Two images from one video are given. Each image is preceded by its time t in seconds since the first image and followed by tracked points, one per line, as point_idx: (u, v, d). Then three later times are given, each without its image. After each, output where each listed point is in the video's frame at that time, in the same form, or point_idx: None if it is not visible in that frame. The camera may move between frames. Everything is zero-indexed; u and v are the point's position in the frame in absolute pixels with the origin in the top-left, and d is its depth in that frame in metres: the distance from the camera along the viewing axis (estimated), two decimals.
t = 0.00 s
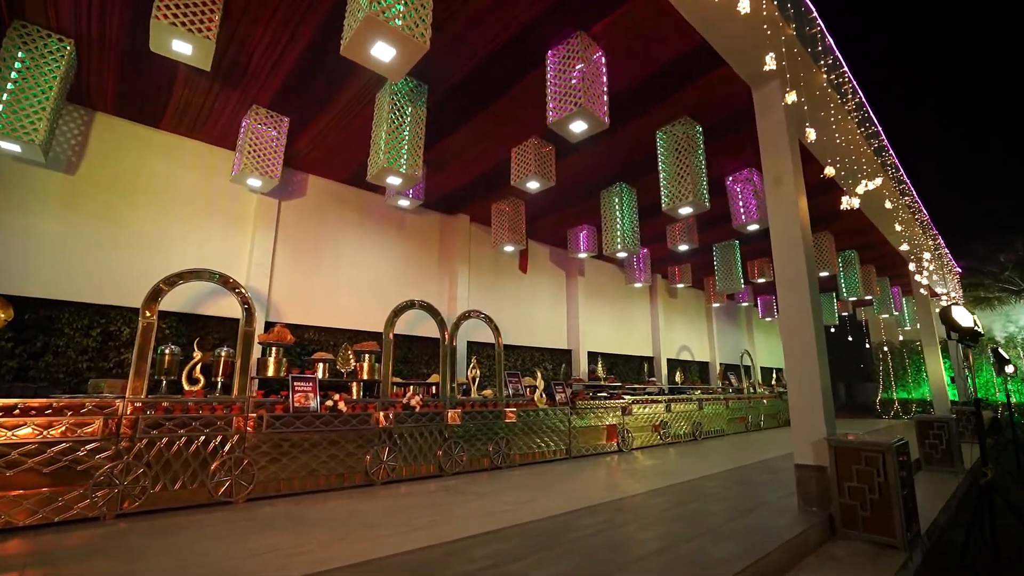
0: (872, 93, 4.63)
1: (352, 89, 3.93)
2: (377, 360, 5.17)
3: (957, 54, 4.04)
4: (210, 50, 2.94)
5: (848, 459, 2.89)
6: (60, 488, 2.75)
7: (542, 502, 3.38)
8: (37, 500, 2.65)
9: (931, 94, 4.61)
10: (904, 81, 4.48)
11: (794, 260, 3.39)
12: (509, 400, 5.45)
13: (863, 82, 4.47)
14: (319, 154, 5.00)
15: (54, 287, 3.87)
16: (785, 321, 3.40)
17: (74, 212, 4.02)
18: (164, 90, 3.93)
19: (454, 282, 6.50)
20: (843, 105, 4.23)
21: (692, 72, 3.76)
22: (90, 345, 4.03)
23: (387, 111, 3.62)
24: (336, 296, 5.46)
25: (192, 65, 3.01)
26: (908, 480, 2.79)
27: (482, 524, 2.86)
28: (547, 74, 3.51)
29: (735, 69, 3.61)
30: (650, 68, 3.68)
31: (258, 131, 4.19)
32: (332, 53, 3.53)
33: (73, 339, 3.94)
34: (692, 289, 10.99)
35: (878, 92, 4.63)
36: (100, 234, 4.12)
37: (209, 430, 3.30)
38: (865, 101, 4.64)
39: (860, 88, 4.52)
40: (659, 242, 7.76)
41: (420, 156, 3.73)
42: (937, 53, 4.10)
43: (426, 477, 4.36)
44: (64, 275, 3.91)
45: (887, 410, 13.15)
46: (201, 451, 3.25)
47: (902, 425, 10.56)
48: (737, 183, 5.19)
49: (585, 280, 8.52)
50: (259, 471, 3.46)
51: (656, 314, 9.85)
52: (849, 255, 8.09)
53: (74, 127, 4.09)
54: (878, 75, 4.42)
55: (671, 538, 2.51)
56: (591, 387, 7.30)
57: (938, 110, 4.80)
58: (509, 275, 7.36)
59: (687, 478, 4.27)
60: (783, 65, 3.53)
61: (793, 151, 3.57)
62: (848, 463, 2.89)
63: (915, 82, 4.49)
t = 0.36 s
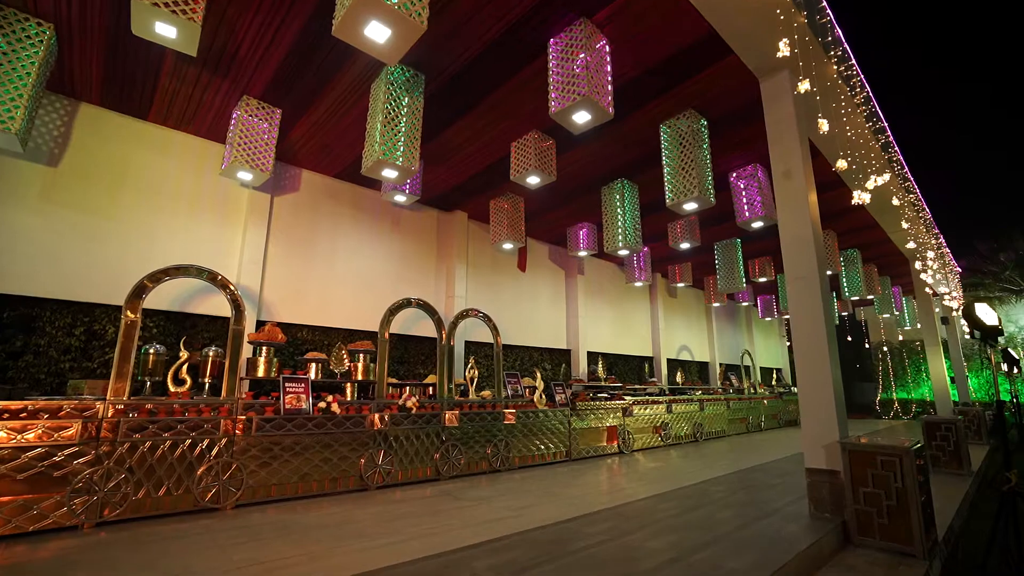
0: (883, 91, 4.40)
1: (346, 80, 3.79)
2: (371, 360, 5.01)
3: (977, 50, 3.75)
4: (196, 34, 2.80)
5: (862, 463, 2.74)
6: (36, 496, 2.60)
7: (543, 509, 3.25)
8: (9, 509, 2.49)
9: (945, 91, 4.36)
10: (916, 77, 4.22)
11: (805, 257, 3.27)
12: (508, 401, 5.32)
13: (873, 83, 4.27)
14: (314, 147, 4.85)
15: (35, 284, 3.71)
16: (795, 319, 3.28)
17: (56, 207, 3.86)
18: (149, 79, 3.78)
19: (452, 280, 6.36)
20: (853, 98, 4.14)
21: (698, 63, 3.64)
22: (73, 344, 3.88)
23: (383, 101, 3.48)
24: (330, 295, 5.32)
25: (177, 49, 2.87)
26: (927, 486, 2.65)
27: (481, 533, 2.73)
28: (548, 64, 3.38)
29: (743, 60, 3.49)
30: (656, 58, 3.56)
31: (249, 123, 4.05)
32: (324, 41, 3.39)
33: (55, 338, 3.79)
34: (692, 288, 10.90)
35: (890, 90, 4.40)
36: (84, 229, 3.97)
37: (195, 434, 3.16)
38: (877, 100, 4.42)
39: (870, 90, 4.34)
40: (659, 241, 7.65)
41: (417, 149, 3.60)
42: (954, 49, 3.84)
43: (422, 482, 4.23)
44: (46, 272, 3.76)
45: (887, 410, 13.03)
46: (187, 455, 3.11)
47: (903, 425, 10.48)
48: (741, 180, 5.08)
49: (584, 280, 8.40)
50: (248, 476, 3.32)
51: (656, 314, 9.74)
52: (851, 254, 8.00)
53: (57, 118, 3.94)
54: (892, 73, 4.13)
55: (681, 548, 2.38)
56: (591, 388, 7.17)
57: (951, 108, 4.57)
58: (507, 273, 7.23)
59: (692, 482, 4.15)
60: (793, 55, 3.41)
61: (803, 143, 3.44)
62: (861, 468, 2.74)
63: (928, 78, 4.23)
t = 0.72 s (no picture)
0: (886, 90, 4.34)
1: (337, 68, 3.64)
2: (363, 360, 4.85)
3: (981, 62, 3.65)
4: (177, 14, 2.65)
5: (876, 468, 2.63)
6: (2, 505, 2.43)
7: (542, 514, 3.12)
8: None
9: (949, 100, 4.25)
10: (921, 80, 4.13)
11: (813, 253, 3.15)
12: (504, 401, 5.19)
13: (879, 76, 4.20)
14: (305, 139, 4.69)
15: (8, 279, 3.52)
16: (803, 316, 3.17)
17: (32, 199, 3.68)
18: (131, 66, 3.62)
19: (447, 278, 6.22)
20: (861, 90, 4.09)
21: (702, 53, 3.52)
22: (51, 343, 3.71)
23: (375, 89, 3.34)
24: (321, 292, 5.17)
25: (157, 28, 2.71)
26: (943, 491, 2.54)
27: (477, 541, 2.59)
28: (548, 50, 3.24)
29: (750, 49, 3.38)
30: (659, 47, 3.44)
31: (236, 113, 3.89)
32: (314, 26, 3.24)
33: (31, 337, 3.62)
34: (690, 287, 10.82)
35: (892, 91, 4.34)
36: (62, 222, 3.79)
37: (176, 437, 3.00)
38: (880, 97, 4.37)
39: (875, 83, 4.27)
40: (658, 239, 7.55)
41: (411, 139, 3.46)
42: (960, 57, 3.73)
43: (416, 485, 4.09)
44: (21, 267, 3.58)
45: (883, 410, 12.82)
46: (167, 460, 2.96)
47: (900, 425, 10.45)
48: (743, 175, 4.98)
49: (582, 278, 8.29)
50: (232, 482, 3.16)
51: (654, 313, 9.64)
52: (851, 253, 7.94)
53: (34, 106, 3.76)
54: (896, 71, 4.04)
55: (689, 558, 2.26)
56: (589, 388, 7.05)
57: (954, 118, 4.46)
58: (504, 271, 7.10)
59: (694, 485, 4.03)
60: (802, 44, 3.30)
61: (811, 135, 3.33)
62: (876, 472, 2.63)
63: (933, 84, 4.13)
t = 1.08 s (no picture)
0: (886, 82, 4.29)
1: (322, 50, 3.47)
2: (348, 357, 4.66)
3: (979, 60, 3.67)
4: None
5: (880, 470, 2.54)
6: None
7: (535, 518, 2.98)
8: None
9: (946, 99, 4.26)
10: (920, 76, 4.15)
11: (817, 247, 3.06)
12: (494, 400, 5.06)
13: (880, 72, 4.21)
14: (288, 127, 4.50)
15: None
16: (805, 313, 3.08)
17: None
18: (101, 44, 3.40)
19: (437, 274, 6.06)
20: (862, 82, 3.99)
21: (703, 41, 3.42)
22: (13, 338, 3.49)
23: (363, 73, 3.18)
24: (305, 287, 4.99)
25: None
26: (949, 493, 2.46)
27: (466, 549, 2.45)
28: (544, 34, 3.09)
29: (752, 37, 3.27)
30: (659, 33, 3.32)
31: (214, 98, 3.69)
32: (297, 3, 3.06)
33: None
34: (681, 286, 10.78)
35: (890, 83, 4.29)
36: (26, 210, 3.56)
37: (145, 438, 2.81)
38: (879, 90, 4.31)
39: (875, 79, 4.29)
40: (651, 236, 7.47)
41: (401, 126, 3.31)
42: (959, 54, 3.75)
43: (403, 487, 3.94)
44: None
45: (870, 409, 12.86)
46: (136, 462, 2.77)
47: (887, 425, 10.52)
48: (739, 170, 4.90)
49: (573, 275, 8.19)
50: (207, 485, 2.99)
51: (646, 311, 9.58)
52: (842, 252, 7.93)
53: None
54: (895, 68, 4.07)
55: (691, 565, 2.14)
56: (580, 387, 6.95)
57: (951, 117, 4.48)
58: (495, 267, 6.96)
59: (689, 486, 3.94)
60: (804, 33, 3.20)
61: (813, 127, 3.24)
62: (881, 474, 2.54)
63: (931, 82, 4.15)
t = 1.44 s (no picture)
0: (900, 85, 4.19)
1: (312, 37, 3.32)
2: (339, 357, 4.52)
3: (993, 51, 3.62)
4: None
5: (893, 476, 2.44)
6: None
7: (533, 526, 2.86)
8: None
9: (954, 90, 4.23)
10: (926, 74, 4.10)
11: (825, 247, 2.97)
12: (490, 402, 4.93)
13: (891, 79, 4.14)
14: (278, 119, 4.35)
15: None
16: (812, 313, 2.98)
17: None
18: (79, 29, 3.24)
19: (431, 272, 5.92)
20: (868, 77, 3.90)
21: (708, 32, 3.31)
22: None
23: (355, 61, 3.04)
24: (295, 285, 4.83)
25: None
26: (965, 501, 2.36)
27: (462, 560, 2.31)
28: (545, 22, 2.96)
29: (758, 28, 3.17)
30: (662, 23, 3.20)
31: (199, 87, 3.53)
32: None
33: None
34: (677, 286, 10.71)
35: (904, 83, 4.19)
36: None
37: (123, 443, 2.66)
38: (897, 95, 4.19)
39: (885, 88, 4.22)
40: (648, 235, 7.37)
41: (394, 116, 3.17)
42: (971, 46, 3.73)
43: (395, 492, 3.81)
44: None
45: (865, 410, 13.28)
46: (112, 468, 2.62)
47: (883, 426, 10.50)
48: (739, 167, 4.80)
49: (570, 274, 8.09)
50: (188, 491, 2.83)
51: (642, 312, 9.49)
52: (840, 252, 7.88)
53: None
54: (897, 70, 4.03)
55: None
56: (577, 388, 6.83)
57: (961, 111, 4.51)
58: (490, 265, 6.83)
59: (690, 491, 3.83)
60: (813, 25, 3.10)
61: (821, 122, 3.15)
62: (894, 481, 2.44)
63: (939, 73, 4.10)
